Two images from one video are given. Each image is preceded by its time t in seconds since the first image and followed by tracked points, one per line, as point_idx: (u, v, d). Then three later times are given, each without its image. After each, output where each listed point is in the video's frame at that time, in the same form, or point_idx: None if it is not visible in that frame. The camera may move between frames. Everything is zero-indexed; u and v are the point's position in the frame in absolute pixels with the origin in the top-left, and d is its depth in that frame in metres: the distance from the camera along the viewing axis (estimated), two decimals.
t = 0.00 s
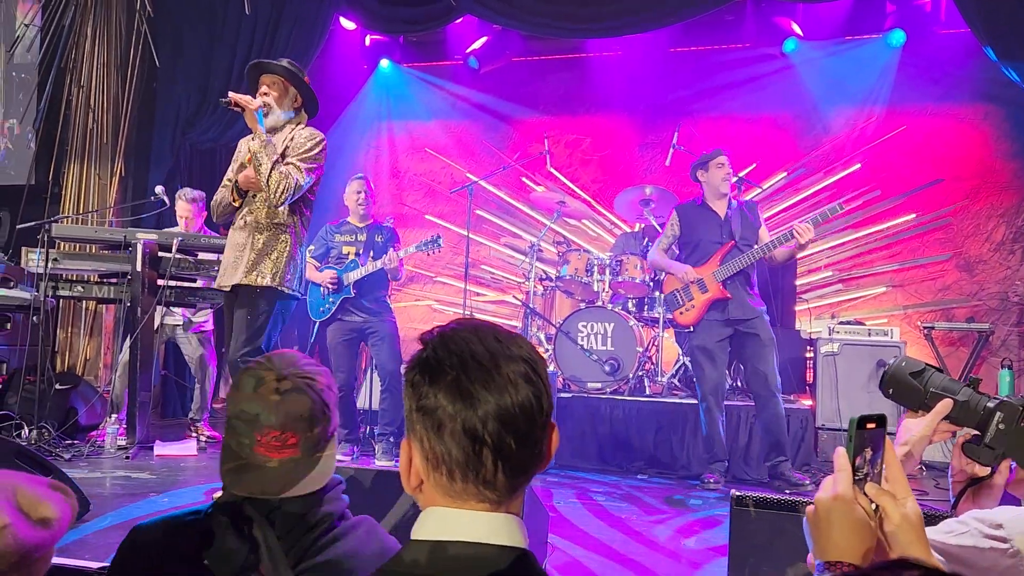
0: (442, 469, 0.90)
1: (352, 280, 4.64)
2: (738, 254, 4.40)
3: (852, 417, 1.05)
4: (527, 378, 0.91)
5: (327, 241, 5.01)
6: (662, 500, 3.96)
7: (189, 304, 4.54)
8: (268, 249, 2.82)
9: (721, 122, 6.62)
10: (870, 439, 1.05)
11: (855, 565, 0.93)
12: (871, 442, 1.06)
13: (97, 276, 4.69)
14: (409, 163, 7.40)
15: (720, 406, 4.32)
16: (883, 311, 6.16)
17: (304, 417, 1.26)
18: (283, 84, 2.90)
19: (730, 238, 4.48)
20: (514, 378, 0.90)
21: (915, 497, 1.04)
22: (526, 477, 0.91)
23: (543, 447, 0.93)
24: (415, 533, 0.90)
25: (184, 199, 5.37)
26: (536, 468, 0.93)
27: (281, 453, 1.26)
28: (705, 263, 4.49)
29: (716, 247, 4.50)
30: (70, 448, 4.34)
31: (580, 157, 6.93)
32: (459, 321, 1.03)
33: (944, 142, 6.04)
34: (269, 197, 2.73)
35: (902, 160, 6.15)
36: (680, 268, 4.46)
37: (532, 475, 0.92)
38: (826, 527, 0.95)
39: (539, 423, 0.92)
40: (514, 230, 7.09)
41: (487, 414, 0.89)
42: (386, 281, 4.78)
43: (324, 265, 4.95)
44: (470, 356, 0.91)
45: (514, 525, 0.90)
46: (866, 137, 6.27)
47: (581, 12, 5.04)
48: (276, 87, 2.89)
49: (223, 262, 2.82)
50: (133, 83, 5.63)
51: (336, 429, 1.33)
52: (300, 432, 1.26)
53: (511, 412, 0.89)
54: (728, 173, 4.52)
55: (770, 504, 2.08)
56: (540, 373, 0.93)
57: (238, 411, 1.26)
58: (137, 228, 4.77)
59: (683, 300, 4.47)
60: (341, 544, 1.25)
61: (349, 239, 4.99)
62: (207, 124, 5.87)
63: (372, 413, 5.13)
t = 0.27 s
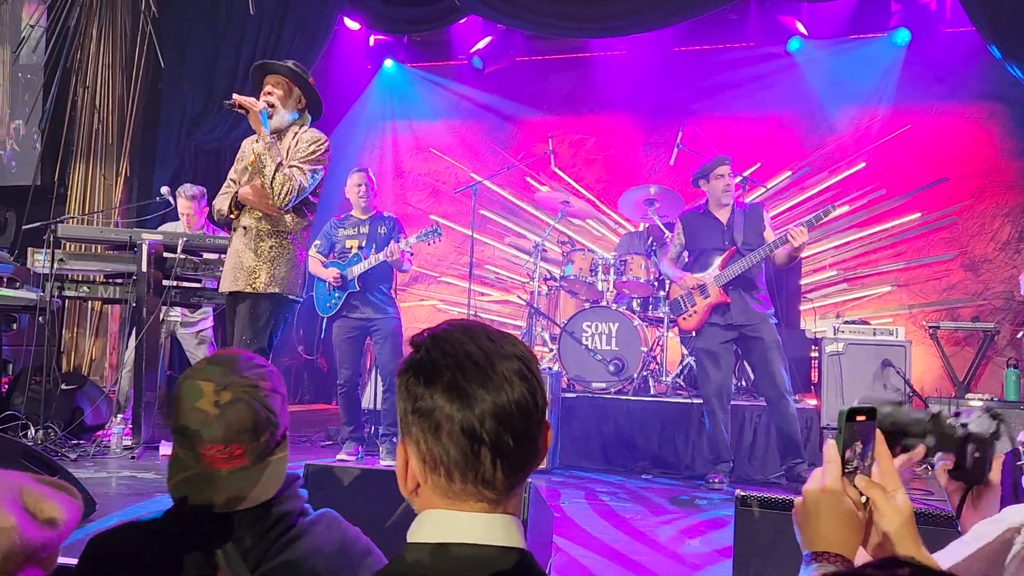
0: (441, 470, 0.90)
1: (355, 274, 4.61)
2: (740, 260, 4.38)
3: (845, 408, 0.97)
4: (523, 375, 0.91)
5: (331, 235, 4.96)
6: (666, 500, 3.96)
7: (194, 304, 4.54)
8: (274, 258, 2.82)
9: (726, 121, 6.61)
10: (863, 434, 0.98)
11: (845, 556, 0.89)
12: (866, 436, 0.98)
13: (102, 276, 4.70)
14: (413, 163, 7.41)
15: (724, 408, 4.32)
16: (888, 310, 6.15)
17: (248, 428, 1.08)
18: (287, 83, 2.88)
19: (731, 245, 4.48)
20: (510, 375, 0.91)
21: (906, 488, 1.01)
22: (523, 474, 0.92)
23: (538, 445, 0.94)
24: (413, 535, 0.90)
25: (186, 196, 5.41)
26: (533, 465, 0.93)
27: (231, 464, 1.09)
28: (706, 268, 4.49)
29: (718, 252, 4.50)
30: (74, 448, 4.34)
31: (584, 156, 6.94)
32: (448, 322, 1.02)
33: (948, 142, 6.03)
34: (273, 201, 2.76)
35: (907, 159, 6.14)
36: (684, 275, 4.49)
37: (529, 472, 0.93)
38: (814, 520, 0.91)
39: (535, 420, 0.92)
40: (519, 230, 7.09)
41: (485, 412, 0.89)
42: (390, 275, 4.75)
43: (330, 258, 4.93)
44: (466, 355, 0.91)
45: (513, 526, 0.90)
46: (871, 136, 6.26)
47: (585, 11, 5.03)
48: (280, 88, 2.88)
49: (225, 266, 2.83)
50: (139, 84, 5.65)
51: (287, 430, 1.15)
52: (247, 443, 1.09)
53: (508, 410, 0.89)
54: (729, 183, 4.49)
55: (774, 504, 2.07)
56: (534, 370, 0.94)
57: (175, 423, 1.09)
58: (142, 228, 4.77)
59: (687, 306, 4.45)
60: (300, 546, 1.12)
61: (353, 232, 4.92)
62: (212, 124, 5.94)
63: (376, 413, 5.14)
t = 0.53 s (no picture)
0: (437, 471, 0.90)
1: (361, 270, 4.62)
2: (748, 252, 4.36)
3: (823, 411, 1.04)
4: (514, 374, 0.91)
5: (336, 234, 4.93)
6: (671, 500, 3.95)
7: (197, 304, 4.54)
8: (273, 246, 2.82)
9: (730, 120, 6.60)
10: (839, 435, 1.04)
11: (823, 559, 0.91)
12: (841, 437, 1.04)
13: (106, 276, 4.70)
14: (416, 163, 7.41)
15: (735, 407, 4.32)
16: (893, 309, 6.14)
17: (210, 424, 1.09)
18: (289, 80, 2.91)
19: (740, 238, 4.47)
20: (502, 375, 0.91)
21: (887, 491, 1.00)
22: (519, 472, 0.92)
23: (533, 442, 0.94)
24: (409, 537, 0.89)
25: (184, 195, 5.35)
26: (529, 463, 0.93)
27: (193, 463, 1.08)
28: (718, 263, 4.50)
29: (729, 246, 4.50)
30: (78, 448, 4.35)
31: (588, 156, 6.93)
32: (438, 322, 1.02)
33: (952, 140, 6.01)
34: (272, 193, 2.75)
35: (912, 157, 6.13)
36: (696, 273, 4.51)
37: (525, 470, 0.93)
38: (794, 522, 0.93)
39: (528, 418, 0.92)
40: (523, 230, 7.09)
41: (479, 412, 0.89)
42: (395, 272, 4.79)
43: (335, 258, 4.90)
44: (458, 354, 0.91)
45: (510, 526, 0.90)
46: (876, 134, 6.24)
47: (589, 11, 5.03)
48: (282, 83, 2.90)
49: (228, 259, 2.85)
50: (143, 83, 5.67)
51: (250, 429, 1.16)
52: (209, 439, 1.09)
53: (502, 409, 0.89)
54: (739, 178, 4.54)
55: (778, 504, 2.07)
56: (525, 367, 0.94)
57: (137, 427, 1.09)
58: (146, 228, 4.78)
59: (698, 301, 4.45)
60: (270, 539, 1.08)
61: (356, 233, 4.91)
62: (216, 124, 5.97)
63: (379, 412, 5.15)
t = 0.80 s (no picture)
0: (437, 468, 0.89)
1: (363, 279, 4.64)
2: (767, 246, 4.30)
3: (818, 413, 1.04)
4: (508, 369, 0.92)
5: (337, 240, 4.93)
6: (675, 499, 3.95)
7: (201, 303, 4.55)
8: (272, 247, 2.83)
9: (733, 119, 6.59)
10: (837, 435, 1.02)
11: (815, 562, 0.89)
12: (839, 436, 1.02)
13: (110, 276, 4.71)
14: (419, 162, 7.41)
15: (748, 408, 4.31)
16: (897, 308, 6.13)
17: (223, 422, 1.07)
18: (286, 80, 2.90)
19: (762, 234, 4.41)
20: (497, 369, 0.91)
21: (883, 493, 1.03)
22: (517, 467, 0.92)
23: (529, 437, 0.94)
24: (408, 535, 0.88)
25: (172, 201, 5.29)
26: (526, 458, 0.93)
27: (203, 459, 1.06)
28: (738, 259, 4.44)
29: (749, 243, 4.45)
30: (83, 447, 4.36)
31: (591, 155, 6.94)
32: (428, 322, 1.02)
33: (956, 139, 6.01)
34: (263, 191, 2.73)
35: (916, 156, 6.12)
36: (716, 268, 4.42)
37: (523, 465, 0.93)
38: (784, 527, 0.91)
39: (524, 413, 0.92)
40: (526, 229, 7.09)
41: (476, 407, 0.89)
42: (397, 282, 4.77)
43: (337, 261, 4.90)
44: (453, 350, 0.91)
45: (509, 524, 0.90)
46: (880, 133, 6.24)
47: (592, 10, 5.03)
48: (279, 83, 2.90)
49: (231, 261, 2.83)
50: (147, 83, 5.68)
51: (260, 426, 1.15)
52: (222, 437, 1.07)
53: (499, 404, 0.90)
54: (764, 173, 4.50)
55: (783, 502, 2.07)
56: (517, 363, 0.94)
57: (148, 421, 1.07)
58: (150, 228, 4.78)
59: (716, 297, 4.43)
60: (277, 536, 1.13)
61: (359, 240, 4.91)
62: (220, 124, 5.93)
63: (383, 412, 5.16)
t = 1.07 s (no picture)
0: (440, 466, 0.90)
1: (361, 278, 4.63)
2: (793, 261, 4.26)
3: (803, 405, 1.05)
4: (507, 366, 0.92)
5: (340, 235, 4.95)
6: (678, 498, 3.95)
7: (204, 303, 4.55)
8: (270, 249, 2.82)
9: (736, 119, 6.59)
10: (823, 428, 1.05)
11: (797, 554, 0.91)
12: (825, 429, 1.05)
13: (114, 276, 4.72)
14: (422, 162, 7.42)
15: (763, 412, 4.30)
16: (901, 308, 6.13)
17: (276, 418, 1.10)
18: (282, 82, 2.86)
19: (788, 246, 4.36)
20: (497, 366, 0.91)
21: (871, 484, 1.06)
22: (520, 462, 0.92)
23: (530, 433, 0.94)
24: (410, 533, 0.88)
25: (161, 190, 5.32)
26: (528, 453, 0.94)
27: (250, 453, 1.09)
28: (763, 266, 4.42)
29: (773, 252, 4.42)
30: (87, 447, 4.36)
31: (593, 155, 6.94)
32: (427, 322, 1.02)
33: (960, 138, 5.99)
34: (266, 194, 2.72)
35: (919, 154, 6.12)
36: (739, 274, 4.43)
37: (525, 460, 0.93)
38: (767, 521, 0.94)
39: (524, 409, 0.92)
40: (529, 229, 7.09)
41: (477, 403, 0.89)
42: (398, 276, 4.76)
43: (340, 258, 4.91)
44: (452, 347, 0.91)
45: (510, 522, 0.90)
46: (883, 131, 6.23)
47: (595, 9, 5.03)
48: (275, 86, 2.86)
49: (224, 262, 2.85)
50: (150, 83, 5.69)
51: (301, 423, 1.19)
52: (272, 432, 1.10)
53: (500, 400, 0.90)
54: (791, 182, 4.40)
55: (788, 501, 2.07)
56: (516, 359, 0.94)
57: (199, 413, 1.09)
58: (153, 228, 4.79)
59: (738, 303, 4.43)
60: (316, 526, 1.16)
61: (359, 235, 4.92)
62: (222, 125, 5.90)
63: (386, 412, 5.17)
